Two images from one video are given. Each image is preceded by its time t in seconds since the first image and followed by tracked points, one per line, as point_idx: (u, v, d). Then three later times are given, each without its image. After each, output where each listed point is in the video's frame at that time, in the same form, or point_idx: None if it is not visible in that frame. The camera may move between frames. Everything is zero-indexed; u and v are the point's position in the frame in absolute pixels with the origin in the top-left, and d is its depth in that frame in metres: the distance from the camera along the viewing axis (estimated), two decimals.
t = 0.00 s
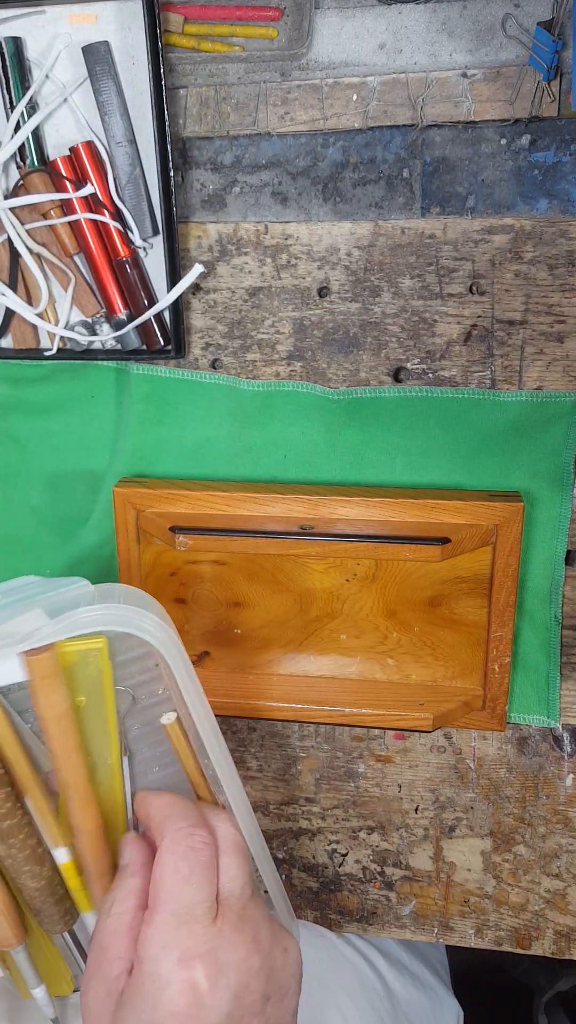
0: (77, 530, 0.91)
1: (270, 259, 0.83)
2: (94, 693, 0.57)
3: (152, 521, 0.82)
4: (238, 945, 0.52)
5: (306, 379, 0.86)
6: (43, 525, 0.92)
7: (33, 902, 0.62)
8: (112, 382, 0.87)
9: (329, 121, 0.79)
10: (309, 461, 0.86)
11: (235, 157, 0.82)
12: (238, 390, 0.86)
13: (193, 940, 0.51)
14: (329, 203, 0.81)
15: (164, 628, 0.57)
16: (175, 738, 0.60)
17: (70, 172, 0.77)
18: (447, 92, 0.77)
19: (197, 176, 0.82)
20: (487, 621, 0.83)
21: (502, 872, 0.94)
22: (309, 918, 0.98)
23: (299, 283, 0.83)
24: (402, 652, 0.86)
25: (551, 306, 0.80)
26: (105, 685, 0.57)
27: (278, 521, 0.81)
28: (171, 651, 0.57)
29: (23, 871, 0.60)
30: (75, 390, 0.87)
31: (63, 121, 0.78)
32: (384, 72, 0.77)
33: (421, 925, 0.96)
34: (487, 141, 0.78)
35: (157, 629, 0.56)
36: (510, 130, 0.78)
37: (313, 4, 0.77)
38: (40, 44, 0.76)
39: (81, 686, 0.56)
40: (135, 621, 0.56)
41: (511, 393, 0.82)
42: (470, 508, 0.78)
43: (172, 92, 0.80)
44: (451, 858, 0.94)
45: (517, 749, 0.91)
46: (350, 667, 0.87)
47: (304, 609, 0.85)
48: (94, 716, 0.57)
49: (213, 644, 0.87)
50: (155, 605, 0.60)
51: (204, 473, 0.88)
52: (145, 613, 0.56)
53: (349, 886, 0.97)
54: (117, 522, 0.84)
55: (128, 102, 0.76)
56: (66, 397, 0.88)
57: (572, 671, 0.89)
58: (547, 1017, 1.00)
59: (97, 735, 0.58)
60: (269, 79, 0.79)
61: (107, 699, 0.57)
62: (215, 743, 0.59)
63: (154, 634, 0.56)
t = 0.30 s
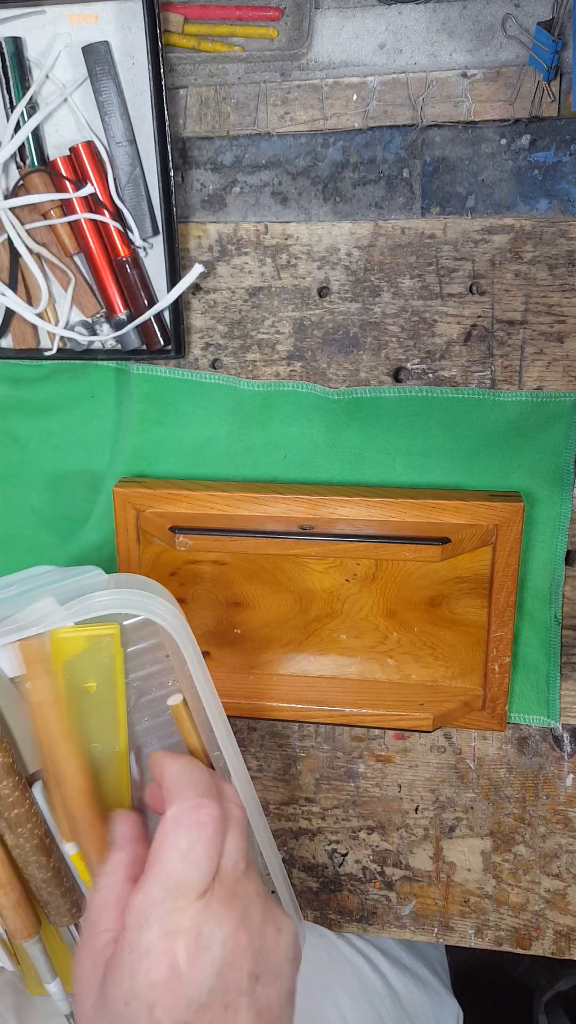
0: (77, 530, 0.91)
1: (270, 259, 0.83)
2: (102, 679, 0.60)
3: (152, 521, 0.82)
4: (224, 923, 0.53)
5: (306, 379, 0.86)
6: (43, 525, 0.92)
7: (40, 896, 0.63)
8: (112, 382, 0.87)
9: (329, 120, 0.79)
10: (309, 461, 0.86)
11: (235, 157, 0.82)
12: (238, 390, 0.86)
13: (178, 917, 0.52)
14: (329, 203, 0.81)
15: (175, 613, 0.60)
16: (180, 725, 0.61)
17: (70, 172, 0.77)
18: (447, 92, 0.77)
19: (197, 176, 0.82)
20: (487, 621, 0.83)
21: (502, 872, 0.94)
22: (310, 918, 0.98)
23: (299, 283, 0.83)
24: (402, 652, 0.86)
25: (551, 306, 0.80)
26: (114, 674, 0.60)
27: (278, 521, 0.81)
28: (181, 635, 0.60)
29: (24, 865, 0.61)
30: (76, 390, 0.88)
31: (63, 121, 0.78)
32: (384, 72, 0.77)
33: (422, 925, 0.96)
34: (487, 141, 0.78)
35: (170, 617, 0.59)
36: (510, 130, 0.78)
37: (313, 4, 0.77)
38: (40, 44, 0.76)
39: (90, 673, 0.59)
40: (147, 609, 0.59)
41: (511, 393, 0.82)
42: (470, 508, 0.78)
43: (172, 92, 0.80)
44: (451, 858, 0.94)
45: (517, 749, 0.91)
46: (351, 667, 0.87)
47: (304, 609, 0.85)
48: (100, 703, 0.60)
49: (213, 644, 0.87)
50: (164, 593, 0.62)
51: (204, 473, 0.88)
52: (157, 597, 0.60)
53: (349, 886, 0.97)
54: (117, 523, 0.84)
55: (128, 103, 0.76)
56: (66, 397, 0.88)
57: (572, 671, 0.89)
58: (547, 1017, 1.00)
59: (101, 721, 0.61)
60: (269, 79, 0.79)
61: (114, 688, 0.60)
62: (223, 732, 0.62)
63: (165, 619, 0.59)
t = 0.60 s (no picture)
0: (77, 530, 0.91)
1: (270, 259, 0.83)
2: (76, 662, 0.61)
3: (152, 521, 0.82)
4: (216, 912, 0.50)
5: (306, 379, 0.86)
6: (43, 525, 0.92)
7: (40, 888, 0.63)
8: (112, 382, 0.87)
9: (329, 121, 0.79)
10: (309, 461, 0.86)
11: (235, 157, 0.82)
12: (238, 390, 0.86)
13: (173, 888, 0.50)
14: (329, 203, 0.81)
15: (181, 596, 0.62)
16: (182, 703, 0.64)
17: (70, 172, 0.77)
18: (447, 92, 0.77)
19: (197, 176, 0.82)
20: (487, 621, 0.83)
21: (502, 872, 0.94)
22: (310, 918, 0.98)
23: (299, 283, 0.83)
24: (402, 652, 0.86)
25: (551, 306, 0.80)
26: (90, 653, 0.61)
27: (278, 521, 0.81)
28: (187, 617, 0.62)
29: (21, 851, 0.63)
30: (75, 390, 0.87)
31: (63, 121, 0.78)
32: (384, 72, 0.77)
33: (421, 925, 0.96)
34: (487, 142, 0.78)
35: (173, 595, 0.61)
36: (510, 130, 0.78)
37: (313, 5, 0.77)
38: (40, 44, 0.76)
39: (65, 656, 0.61)
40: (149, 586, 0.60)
41: (511, 393, 0.82)
42: (471, 508, 0.78)
43: (172, 92, 0.80)
44: (451, 858, 0.94)
45: (517, 749, 0.91)
46: (351, 667, 0.87)
47: (304, 609, 0.85)
48: (77, 685, 0.62)
49: (213, 644, 0.87)
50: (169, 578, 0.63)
51: (204, 473, 0.88)
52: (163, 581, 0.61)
53: (349, 886, 0.96)
54: (117, 523, 0.84)
55: (128, 102, 0.76)
56: (66, 397, 0.88)
57: (572, 671, 0.89)
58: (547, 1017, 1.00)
59: (80, 700, 0.62)
60: (269, 79, 0.79)
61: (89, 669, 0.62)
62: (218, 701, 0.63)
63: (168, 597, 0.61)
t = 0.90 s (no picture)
0: (77, 530, 0.91)
1: (270, 259, 0.83)
2: (60, 662, 0.62)
3: (152, 521, 0.82)
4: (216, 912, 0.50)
5: (306, 378, 0.86)
6: (43, 525, 0.92)
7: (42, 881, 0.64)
8: (112, 382, 0.87)
9: (329, 121, 0.79)
10: (309, 461, 0.86)
11: (235, 157, 0.82)
12: (238, 390, 0.86)
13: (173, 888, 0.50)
14: (329, 203, 0.81)
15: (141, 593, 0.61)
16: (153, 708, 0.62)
17: (70, 172, 0.77)
18: (447, 92, 0.77)
19: (197, 176, 0.82)
20: (487, 621, 0.83)
21: (502, 872, 0.94)
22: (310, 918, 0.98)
23: (299, 283, 0.83)
24: (402, 652, 0.86)
25: (551, 306, 0.80)
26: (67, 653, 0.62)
27: (278, 521, 0.81)
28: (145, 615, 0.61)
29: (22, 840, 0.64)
30: (75, 390, 0.88)
31: (63, 121, 0.78)
32: (384, 72, 0.77)
33: (421, 925, 0.96)
34: (487, 141, 0.78)
35: (132, 596, 0.61)
36: (510, 130, 0.78)
37: (313, 5, 0.77)
38: (40, 44, 0.76)
39: (47, 656, 0.62)
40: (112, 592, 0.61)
41: (511, 393, 0.82)
42: (471, 508, 0.78)
43: (172, 92, 0.80)
44: (451, 858, 0.94)
45: (517, 749, 0.91)
46: (350, 667, 0.87)
47: (304, 609, 0.85)
48: (61, 687, 0.63)
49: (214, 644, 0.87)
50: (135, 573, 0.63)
51: (204, 473, 0.88)
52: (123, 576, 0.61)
53: (349, 886, 0.96)
54: (117, 523, 0.84)
55: (128, 102, 0.76)
56: (66, 396, 0.88)
57: (572, 671, 0.89)
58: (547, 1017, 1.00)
59: (66, 703, 0.63)
60: (268, 79, 0.79)
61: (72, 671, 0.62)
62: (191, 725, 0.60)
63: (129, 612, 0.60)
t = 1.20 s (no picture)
0: (76, 530, 0.91)
1: (270, 259, 0.83)
2: (49, 661, 0.64)
3: (152, 521, 0.82)
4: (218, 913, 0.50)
5: (306, 378, 0.86)
6: (42, 525, 0.92)
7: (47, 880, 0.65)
8: (112, 382, 0.87)
9: (329, 121, 0.79)
10: (309, 461, 0.86)
11: (235, 157, 0.82)
12: (238, 390, 0.86)
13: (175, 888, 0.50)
14: (329, 203, 0.81)
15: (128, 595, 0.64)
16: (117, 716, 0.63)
17: (70, 172, 0.77)
18: (447, 92, 0.77)
19: (197, 176, 0.82)
20: (487, 621, 0.83)
21: (502, 872, 0.94)
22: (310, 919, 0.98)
23: (299, 283, 0.83)
24: (402, 652, 0.86)
25: (551, 306, 0.80)
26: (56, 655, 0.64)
27: (278, 521, 0.81)
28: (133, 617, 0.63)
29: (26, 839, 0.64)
30: (75, 390, 0.88)
31: (63, 121, 0.78)
32: (384, 72, 0.77)
33: (422, 925, 0.96)
34: (487, 141, 0.78)
35: (119, 597, 0.63)
36: (510, 130, 0.78)
37: (313, 5, 0.77)
38: (40, 44, 0.76)
39: (37, 655, 0.64)
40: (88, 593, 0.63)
41: (511, 393, 0.82)
42: (471, 508, 0.78)
43: (172, 92, 0.80)
44: (451, 858, 0.94)
45: (517, 749, 0.91)
46: (350, 667, 0.87)
47: (304, 609, 0.85)
48: (52, 687, 0.64)
49: (214, 644, 0.87)
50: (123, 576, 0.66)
51: (204, 473, 0.88)
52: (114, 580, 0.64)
53: (349, 886, 0.96)
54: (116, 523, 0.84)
55: (128, 102, 0.76)
56: (66, 396, 0.88)
57: (572, 671, 0.89)
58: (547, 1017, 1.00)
59: (55, 705, 0.64)
60: (268, 79, 0.79)
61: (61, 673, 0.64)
62: (173, 726, 0.64)
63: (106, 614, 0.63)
